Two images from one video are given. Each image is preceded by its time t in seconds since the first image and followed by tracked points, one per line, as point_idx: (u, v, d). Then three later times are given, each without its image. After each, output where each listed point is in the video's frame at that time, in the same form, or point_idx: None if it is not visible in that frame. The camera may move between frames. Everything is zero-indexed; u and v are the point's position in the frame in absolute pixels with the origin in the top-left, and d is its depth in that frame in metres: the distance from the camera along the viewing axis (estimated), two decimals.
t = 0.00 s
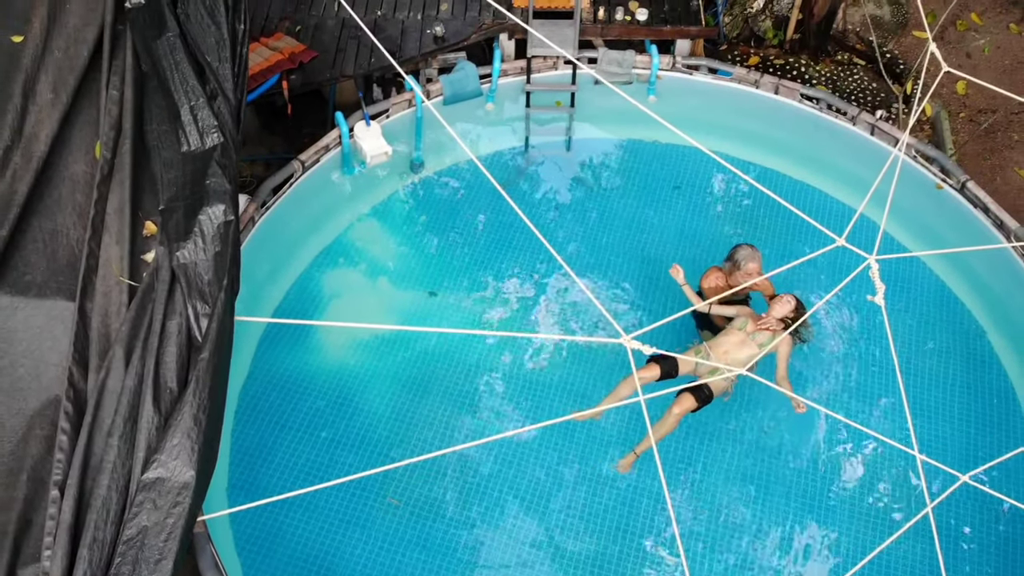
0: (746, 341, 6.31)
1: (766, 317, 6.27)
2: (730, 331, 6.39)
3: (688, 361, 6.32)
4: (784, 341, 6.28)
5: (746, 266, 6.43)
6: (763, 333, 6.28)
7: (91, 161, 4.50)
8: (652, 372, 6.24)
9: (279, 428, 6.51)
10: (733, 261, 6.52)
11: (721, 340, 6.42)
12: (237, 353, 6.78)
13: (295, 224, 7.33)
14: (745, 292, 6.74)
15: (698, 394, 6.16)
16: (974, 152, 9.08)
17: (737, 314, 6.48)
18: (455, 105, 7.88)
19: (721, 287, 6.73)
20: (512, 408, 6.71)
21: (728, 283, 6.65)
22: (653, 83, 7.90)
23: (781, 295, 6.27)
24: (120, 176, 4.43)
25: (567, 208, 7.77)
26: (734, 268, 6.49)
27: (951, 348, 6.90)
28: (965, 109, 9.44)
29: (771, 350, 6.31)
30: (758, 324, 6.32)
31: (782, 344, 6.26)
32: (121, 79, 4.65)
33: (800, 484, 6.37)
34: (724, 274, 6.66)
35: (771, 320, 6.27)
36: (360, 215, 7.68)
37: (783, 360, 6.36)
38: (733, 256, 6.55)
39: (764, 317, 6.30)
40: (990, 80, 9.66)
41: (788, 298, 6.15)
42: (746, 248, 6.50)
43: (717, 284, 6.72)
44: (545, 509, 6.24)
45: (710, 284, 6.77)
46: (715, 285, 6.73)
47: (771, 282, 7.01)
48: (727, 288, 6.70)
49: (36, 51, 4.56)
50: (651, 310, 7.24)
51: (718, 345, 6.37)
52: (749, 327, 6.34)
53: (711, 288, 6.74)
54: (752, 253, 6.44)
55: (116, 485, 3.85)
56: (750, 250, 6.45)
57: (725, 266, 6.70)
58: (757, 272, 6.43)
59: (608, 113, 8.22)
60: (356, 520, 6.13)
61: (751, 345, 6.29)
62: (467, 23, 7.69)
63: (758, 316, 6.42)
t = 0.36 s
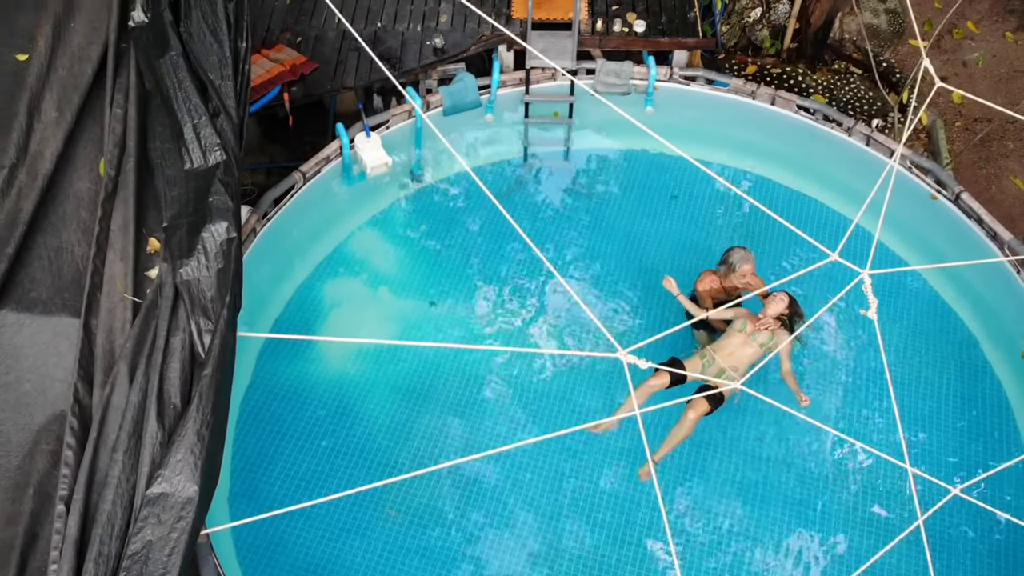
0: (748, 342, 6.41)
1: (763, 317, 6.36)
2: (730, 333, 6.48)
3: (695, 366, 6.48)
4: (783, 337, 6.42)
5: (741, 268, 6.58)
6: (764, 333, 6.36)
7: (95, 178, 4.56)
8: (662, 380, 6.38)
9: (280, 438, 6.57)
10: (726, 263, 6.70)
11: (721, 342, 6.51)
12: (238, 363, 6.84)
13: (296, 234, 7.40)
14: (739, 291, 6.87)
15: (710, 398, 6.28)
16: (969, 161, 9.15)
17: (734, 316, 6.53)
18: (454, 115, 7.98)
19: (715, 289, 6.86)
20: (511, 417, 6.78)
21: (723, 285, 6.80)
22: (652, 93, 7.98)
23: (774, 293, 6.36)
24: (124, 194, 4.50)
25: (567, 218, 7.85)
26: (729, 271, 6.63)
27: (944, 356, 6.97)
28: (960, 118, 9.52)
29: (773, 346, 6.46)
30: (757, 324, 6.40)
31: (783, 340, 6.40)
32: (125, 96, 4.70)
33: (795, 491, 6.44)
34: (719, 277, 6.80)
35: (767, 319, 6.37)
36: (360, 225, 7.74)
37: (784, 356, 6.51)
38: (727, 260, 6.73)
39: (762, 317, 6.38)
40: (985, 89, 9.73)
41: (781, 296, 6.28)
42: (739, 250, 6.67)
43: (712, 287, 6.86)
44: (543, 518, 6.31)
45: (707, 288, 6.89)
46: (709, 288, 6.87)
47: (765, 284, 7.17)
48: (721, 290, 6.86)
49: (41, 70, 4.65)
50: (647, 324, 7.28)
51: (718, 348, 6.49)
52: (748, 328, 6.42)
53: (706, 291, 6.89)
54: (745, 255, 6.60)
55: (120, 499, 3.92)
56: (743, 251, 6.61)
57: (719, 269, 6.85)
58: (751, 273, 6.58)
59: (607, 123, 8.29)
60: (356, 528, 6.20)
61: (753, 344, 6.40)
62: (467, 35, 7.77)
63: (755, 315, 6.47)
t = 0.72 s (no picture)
0: (749, 339, 6.44)
1: (759, 313, 6.43)
2: (729, 333, 6.54)
3: (701, 368, 6.49)
4: (783, 333, 6.43)
5: (736, 269, 6.65)
6: (762, 329, 6.40)
7: (102, 195, 4.63)
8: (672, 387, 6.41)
9: (283, 447, 6.64)
10: (722, 265, 6.76)
11: (722, 343, 6.56)
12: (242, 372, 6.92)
13: (299, 244, 7.49)
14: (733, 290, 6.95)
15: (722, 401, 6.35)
16: (966, 170, 9.23)
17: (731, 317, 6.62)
18: (454, 126, 8.04)
19: (711, 289, 6.88)
20: (511, 426, 6.85)
21: (719, 285, 6.84)
22: (651, 103, 8.06)
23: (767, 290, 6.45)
24: (130, 210, 4.58)
25: (567, 227, 7.93)
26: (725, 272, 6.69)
27: (939, 365, 7.05)
28: (957, 127, 9.59)
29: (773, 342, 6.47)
30: (754, 321, 6.46)
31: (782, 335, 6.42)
32: (131, 114, 4.78)
33: (792, 499, 6.51)
34: (715, 278, 6.84)
35: (764, 315, 6.43)
36: (362, 234, 7.82)
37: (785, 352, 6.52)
38: (722, 261, 6.78)
39: (758, 314, 6.44)
40: (982, 97, 9.81)
41: (773, 293, 6.37)
42: (734, 251, 6.74)
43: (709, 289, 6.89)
44: (544, 526, 6.38)
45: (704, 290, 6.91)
46: (705, 290, 6.90)
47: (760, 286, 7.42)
48: (717, 290, 6.89)
49: (48, 89, 4.74)
50: (645, 338, 7.32)
51: (720, 350, 6.52)
52: (746, 325, 6.47)
53: (702, 294, 6.90)
54: (740, 256, 6.67)
55: (128, 513, 4.00)
56: (739, 252, 6.67)
57: (714, 270, 6.88)
58: (745, 273, 6.65)
59: (606, 133, 8.36)
60: (358, 537, 6.27)
61: (753, 342, 6.43)
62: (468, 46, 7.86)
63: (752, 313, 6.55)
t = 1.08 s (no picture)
0: (747, 337, 6.71)
1: (754, 310, 6.66)
2: (728, 331, 6.79)
3: (706, 369, 6.72)
4: (777, 326, 6.72)
5: (730, 269, 6.82)
6: (759, 325, 6.66)
7: (109, 212, 4.70)
8: (681, 392, 6.61)
9: (286, 456, 6.72)
10: (715, 266, 6.96)
11: (721, 342, 6.80)
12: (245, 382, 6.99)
13: (303, 254, 7.57)
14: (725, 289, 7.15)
15: (730, 399, 6.57)
16: (962, 179, 9.31)
17: (726, 315, 6.86)
18: (456, 137, 8.18)
19: (705, 290, 7.08)
20: (511, 434, 6.94)
21: (712, 285, 7.03)
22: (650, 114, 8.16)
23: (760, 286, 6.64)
24: (137, 227, 4.67)
25: (567, 236, 8.01)
26: (719, 272, 6.88)
27: (935, 375, 7.13)
28: (954, 136, 9.66)
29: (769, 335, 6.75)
30: (750, 318, 6.70)
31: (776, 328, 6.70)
32: (137, 131, 4.85)
33: (789, 508, 6.59)
34: (708, 280, 7.03)
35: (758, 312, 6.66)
36: (365, 243, 7.89)
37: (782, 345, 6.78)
38: (715, 262, 6.97)
39: (751, 311, 6.68)
40: (980, 106, 9.87)
41: (766, 288, 6.53)
42: (726, 252, 6.93)
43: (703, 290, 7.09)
44: (544, 534, 6.45)
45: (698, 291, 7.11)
46: (700, 291, 7.09)
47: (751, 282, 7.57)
48: (710, 290, 7.09)
49: (57, 107, 4.81)
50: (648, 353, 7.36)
51: (721, 349, 6.76)
52: (743, 323, 6.72)
53: (696, 295, 7.10)
54: (733, 257, 6.85)
55: (137, 527, 4.08)
56: (732, 253, 6.87)
57: (707, 272, 7.08)
58: (738, 273, 6.83)
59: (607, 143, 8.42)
60: (360, 545, 6.35)
61: (752, 338, 6.71)
62: (469, 58, 7.95)
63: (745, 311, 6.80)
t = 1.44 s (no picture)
0: (743, 332, 6.88)
1: (745, 305, 6.93)
2: (723, 328, 6.96)
3: (708, 368, 6.84)
4: (768, 319, 7.00)
5: (720, 267, 7.15)
6: (752, 319, 6.92)
7: (115, 227, 4.79)
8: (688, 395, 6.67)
9: (288, 463, 6.81)
10: (704, 266, 7.28)
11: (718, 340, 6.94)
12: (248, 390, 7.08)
13: (304, 263, 7.66)
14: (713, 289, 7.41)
15: (738, 395, 6.69)
16: (958, 187, 9.39)
17: (718, 313, 7.03)
18: (455, 147, 8.32)
19: (696, 290, 7.26)
20: (511, 441, 7.02)
21: (703, 285, 7.25)
22: (647, 123, 8.28)
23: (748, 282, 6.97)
24: (143, 242, 4.77)
25: (568, 245, 8.09)
26: (710, 271, 7.19)
27: (930, 383, 7.21)
28: (950, 143, 9.73)
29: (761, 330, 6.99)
30: (743, 314, 6.95)
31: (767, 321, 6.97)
32: (142, 147, 4.94)
33: (785, 515, 6.66)
34: (698, 280, 7.26)
35: (749, 307, 6.94)
36: (366, 251, 7.97)
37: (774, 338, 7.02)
38: (704, 262, 7.29)
39: (744, 307, 6.94)
40: (975, 114, 9.95)
41: (755, 283, 6.85)
42: (713, 252, 7.29)
43: (694, 290, 7.26)
44: (543, 540, 6.53)
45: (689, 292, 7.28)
46: (691, 291, 7.26)
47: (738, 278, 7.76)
48: (701, 290, 7.28)
49: (63, 123, 4.88)
50: (644, 367, 7.41)
51: (720, 347, 6.88)
52: (737, 319, 6.94)
53: (688, 296, 7.26)
54: (721, 255, 7.24)
55: (143, 538, 4.16)
56: (719, 251, 7.26)
57: (696, 273, 7.32)
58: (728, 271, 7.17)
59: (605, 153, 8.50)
60: (362, 552, 6.43)
61: (748, 332, 6.88)
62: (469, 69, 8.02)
63: (736, 307, 7.03)
